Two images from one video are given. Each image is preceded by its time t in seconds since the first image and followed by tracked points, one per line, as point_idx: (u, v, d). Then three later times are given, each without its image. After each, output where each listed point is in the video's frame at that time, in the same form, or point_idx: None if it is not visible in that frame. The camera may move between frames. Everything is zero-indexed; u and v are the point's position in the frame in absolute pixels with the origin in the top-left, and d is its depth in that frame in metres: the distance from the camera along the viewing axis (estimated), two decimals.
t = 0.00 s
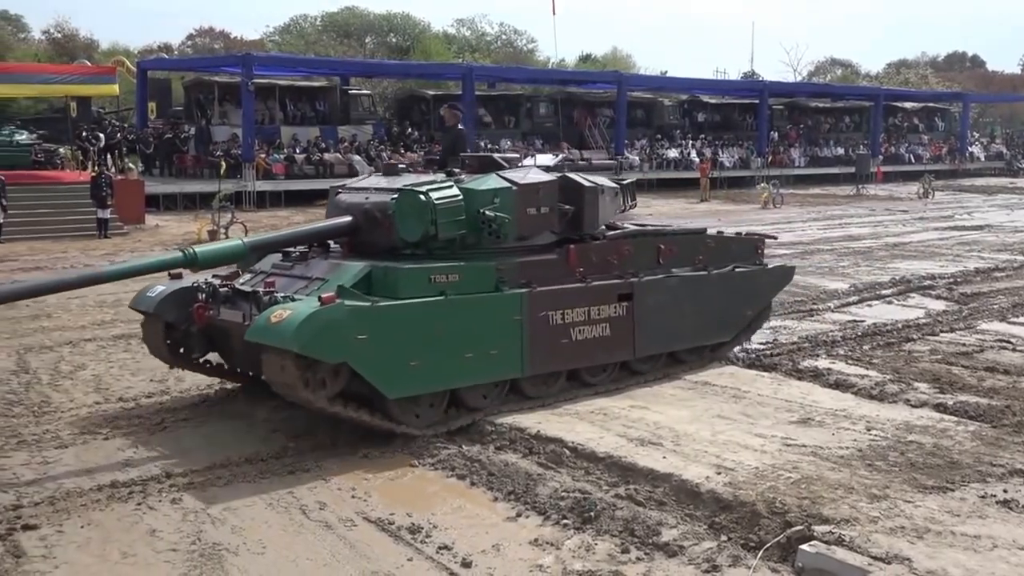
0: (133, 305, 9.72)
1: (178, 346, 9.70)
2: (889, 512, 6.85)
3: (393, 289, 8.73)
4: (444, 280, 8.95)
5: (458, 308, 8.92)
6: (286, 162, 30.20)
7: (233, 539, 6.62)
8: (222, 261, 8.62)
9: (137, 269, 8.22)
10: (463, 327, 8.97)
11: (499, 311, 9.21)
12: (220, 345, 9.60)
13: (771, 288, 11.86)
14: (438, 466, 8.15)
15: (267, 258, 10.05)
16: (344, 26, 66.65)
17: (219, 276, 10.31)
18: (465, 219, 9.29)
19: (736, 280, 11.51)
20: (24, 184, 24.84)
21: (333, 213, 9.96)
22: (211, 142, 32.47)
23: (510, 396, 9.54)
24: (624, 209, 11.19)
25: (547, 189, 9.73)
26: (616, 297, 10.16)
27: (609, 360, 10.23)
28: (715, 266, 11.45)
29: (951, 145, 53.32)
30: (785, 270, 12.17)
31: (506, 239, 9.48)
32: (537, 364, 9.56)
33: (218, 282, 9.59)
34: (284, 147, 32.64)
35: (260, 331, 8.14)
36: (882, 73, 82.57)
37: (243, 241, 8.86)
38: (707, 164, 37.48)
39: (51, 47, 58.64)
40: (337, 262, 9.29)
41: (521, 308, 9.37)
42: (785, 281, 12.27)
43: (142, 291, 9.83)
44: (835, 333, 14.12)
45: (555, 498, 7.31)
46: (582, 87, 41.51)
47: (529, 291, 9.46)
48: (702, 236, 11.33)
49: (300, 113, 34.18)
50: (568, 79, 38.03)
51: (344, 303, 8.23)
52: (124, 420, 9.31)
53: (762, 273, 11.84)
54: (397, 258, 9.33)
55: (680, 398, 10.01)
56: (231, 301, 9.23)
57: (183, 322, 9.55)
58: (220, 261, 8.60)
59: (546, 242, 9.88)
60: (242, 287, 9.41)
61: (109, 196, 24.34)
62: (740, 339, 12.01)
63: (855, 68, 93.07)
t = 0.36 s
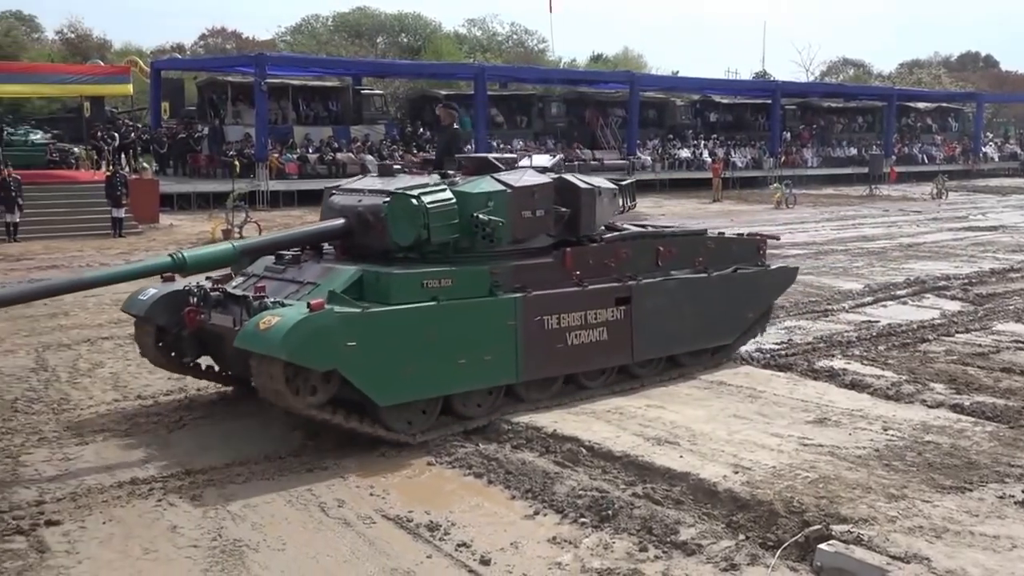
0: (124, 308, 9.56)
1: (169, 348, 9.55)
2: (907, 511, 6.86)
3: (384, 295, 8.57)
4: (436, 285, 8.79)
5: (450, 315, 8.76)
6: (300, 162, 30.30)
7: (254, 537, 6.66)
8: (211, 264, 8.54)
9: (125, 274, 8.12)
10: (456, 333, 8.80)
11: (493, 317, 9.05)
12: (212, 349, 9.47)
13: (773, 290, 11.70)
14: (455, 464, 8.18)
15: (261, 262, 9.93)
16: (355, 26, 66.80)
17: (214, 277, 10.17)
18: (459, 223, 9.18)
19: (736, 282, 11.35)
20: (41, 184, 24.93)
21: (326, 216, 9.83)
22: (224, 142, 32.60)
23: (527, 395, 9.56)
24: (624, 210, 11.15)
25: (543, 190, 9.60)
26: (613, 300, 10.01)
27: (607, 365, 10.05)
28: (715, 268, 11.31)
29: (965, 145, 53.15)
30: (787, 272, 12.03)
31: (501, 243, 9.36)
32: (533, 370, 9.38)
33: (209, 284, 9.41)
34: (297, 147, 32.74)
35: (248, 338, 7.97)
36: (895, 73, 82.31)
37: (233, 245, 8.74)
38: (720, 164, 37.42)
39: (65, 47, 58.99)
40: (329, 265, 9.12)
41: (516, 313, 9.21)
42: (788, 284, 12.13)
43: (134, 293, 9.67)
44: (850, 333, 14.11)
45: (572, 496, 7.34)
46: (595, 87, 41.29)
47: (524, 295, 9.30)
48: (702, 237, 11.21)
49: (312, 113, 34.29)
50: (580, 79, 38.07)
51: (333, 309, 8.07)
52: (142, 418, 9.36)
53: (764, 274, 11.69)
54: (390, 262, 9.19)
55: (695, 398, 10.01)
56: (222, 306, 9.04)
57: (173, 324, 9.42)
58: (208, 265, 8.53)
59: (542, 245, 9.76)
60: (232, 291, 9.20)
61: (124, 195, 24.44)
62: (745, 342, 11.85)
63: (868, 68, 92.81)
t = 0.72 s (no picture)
0: (117, 311, 9.57)
1: (163, 352, 9.49)
2: (927, 512, 6.85)
3: (377, 302, 8.38)
4: (430, 292, 8.59)
5: (445, 322, 8.58)
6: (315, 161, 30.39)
7: (276, 533, 6.70)
8: (201, 270, 8.41)
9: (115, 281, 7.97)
10: (451, 341, 8.63)
11: (489, 325, 8.87)
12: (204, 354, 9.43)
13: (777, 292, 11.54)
14: (474, 462, 8.20)
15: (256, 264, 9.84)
16: (368, 26, 66.90)
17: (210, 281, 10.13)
18: (454, 228, 8.96)
19: (739, 285, 11.19)
20: (57, 183, 25.00)
21: (322, 219, 9.76)
22: (239, 142, 32.75)
23: (547, 395, 9.62)
24: (625, 210, 10.96)
25: (541, 195, 9.38)
26: (612, 305, 9.83)
27: (605, 371, 9.89)
28: (717, 270, 11.15)
29: (980, 145, 52.96)
30: (792, 274, 11.86)
31: (497, 247, 9.14)
32: (529, 377, 9.22)
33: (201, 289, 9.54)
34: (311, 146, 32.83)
35: (239, 347, 7.84)
36: (910, 73, 82.05)
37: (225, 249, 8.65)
38: (734, 164, 37.35)
39: (80, 47, 59.31)
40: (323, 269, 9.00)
41: (513, 320, 9.02)
42: (792, 286, 11.96)
43: (128, 297, 9.66)
44: (867, 334, 14.09)
45: (592, 495, 7.36)
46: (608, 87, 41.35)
47: (521, 301, 9.11)
48: (703, 239, 11.03)
49: (327, 113, 34.40)
50: (593, 79, 38.08)
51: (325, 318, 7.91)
52: (162, 415, 9.41)
53: (768, 276, 11.54)
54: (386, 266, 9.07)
55: (712, 398, 10.00)
56: (215, 311, 9.17)
57: (167, 329, 9.41)
58: (199, 269, 8.39)
59: (541, 249, 9.55)
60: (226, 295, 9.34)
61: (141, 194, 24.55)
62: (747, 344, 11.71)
63: (882, 68, 92.55)
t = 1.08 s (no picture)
0: (112, 314, 9.40)
1: (157, 355, 9.34)
2: (949, 511, 6.85)
3: (371, 305, 8.21)
4: (425, 296, 8.41)
5: (440, 326, 8.41)
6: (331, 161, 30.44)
7: (299, 530, 6.74)
8: (193, 275, 8.21)
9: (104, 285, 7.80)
10: (447, 346, 8.46)
11: (485, 329, 8.70)
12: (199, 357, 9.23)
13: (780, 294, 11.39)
14: (495, 461, 8.22)
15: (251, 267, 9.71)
16: (383, 26, 67.00)
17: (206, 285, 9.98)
18: (449, 231, 8.76)
19: (741, 286, 11.05)
20: (76, 181, 25.02)
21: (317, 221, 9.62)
22: (256, 141, 32.94)
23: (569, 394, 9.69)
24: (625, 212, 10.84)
25: (539, 197, 9.28)
26: (612, 307, 9.69)
27: (604, 374, 9.75)
28: (719, 272, 11.02)
29: (997, 145, 52.70)
30: (795, 276, 11.73)
31: (493, 250, 8.98)
32: (526, 382, 9.05)
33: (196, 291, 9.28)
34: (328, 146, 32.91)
35: (230, 352, 7.66)
36: (927, 73, 81.67)
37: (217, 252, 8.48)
38: (750, 165, 37.26)
39: (97, 48, 59.69)
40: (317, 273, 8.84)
41: (509, 324, 8.85)
42: (795, 288, 11.83)
43: (122, 300, 9.50)
44: (886, 334, 14.04)
45: (613, 494, 7.38)
46: (625, 87, 41.28)
47: (518, 305, 8.95)
48: (706, 241, 10.91)
49: (343, 113, 34.53)
50: (609, 79, 38.08)
51: (317, 322, 7.72)
52: (185, 412, 9.47)
53: (771, 277, 11.40)
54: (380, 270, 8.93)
55: (732, 398, 10.00)
56: (209, 314, 8.88)
57: (160, 333, 9.19)
58: (191, 276, 8.20)
59: (539, 251, 9.43)
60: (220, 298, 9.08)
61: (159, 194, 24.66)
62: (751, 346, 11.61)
63: (898, 68, 92.15)
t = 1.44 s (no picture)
0: (105, 316, 9.30)
1: (150, 356, 9.28)
2: (973, 512, 6.84)
3: (364, 309, 8.12)
4: (419, 299, 8.31)
5: (434, 330, 8.30)
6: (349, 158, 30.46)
7: (323, 527, 6.79)
8: (186, 276, 8.19)
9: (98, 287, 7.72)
10: (441, 349, 8.35)
11: (480, 333, 8.58)
12: (192, 358, 9.15)
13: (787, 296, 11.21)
14: (516, 459, 8.24)
15: (245, 268, 9.61)
16: (398, 26, 67.06)
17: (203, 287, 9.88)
18: (444, 233, 8.65)
19: (746, 289, 10.89)
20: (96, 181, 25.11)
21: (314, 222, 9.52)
22: (273, 141, 33.09)
23: (588, 394, 9.71)
24: (626, 212, 10.71)
25: (537, 198, 9.17)
26: (611, 310, 9.53)
27: (604, 378, 9.59)
28: (722, 275, 10.87)
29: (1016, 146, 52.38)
30: (802, 279, 11.55)
31: (489, 253, 8.86)
32: (522, 386, 8.92)
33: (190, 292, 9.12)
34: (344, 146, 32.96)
35: (220, 356, 7.59)
36: (944, 73, 81.21)
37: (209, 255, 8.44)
38: (767, 165, 37.13)
39: (114, 47, 60.00)
40: (311, 275, 8.76)
41: (505, 327, 8.72)
42: (802, 291, 11.64)
43: (116, 300, 9.41)
44: (905, 335, 13.99)
45: (634, 493, 7.40)
46: (641, 87, 41.19)
47: (514, 308, 8.81)
48: (707, 243, 10.77)
49: (359, 112, 34.67)
50: (626, 78, 38.05)
51: (308, 326, 7.63)
52: (208, 410, 9.52)
53: (777, 280, 11.23)
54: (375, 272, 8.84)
55: (752, 398, 10.00)
56: (202, 316, 8.72)
57: (153, 335, 9.11)
58: (181, 277, 8.17)
59: (537, 253, 9.33)
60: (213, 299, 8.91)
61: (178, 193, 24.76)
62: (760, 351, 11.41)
63: (915, 68, 91.65)
